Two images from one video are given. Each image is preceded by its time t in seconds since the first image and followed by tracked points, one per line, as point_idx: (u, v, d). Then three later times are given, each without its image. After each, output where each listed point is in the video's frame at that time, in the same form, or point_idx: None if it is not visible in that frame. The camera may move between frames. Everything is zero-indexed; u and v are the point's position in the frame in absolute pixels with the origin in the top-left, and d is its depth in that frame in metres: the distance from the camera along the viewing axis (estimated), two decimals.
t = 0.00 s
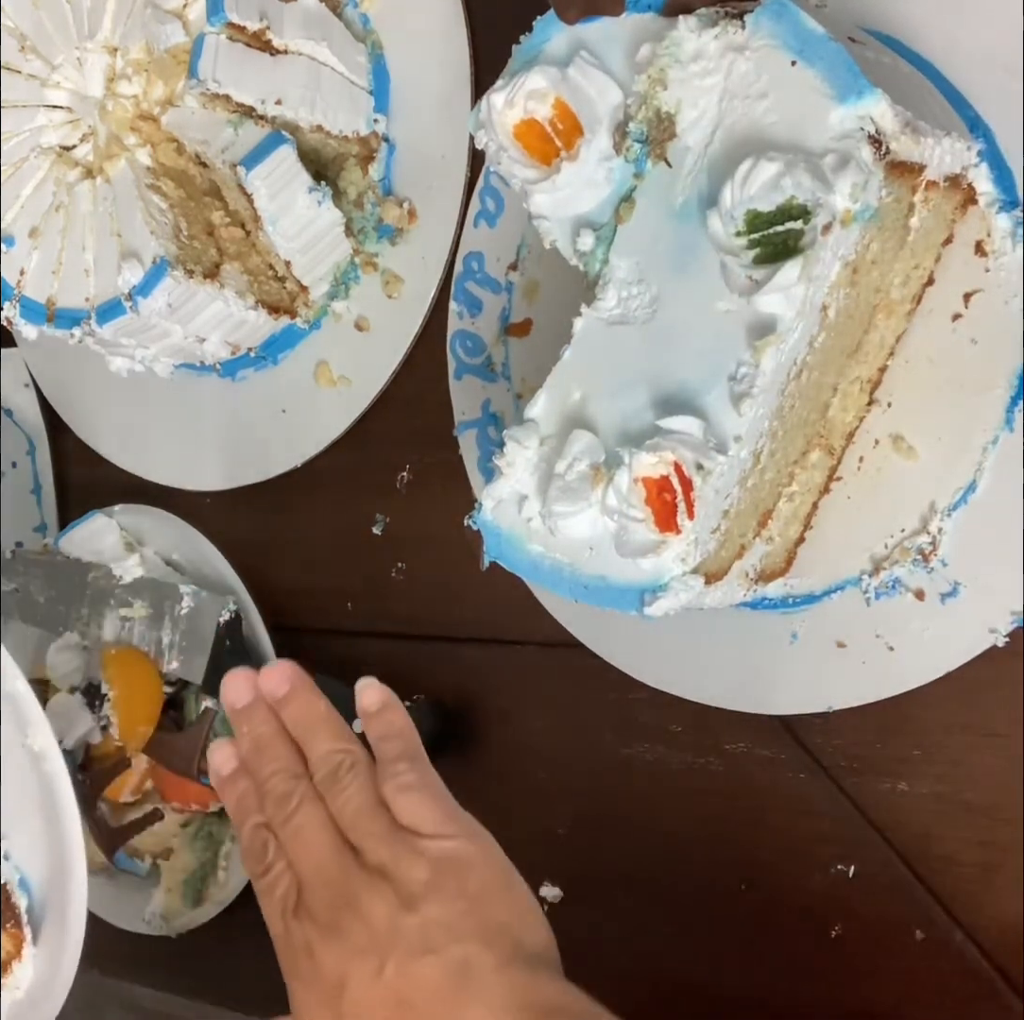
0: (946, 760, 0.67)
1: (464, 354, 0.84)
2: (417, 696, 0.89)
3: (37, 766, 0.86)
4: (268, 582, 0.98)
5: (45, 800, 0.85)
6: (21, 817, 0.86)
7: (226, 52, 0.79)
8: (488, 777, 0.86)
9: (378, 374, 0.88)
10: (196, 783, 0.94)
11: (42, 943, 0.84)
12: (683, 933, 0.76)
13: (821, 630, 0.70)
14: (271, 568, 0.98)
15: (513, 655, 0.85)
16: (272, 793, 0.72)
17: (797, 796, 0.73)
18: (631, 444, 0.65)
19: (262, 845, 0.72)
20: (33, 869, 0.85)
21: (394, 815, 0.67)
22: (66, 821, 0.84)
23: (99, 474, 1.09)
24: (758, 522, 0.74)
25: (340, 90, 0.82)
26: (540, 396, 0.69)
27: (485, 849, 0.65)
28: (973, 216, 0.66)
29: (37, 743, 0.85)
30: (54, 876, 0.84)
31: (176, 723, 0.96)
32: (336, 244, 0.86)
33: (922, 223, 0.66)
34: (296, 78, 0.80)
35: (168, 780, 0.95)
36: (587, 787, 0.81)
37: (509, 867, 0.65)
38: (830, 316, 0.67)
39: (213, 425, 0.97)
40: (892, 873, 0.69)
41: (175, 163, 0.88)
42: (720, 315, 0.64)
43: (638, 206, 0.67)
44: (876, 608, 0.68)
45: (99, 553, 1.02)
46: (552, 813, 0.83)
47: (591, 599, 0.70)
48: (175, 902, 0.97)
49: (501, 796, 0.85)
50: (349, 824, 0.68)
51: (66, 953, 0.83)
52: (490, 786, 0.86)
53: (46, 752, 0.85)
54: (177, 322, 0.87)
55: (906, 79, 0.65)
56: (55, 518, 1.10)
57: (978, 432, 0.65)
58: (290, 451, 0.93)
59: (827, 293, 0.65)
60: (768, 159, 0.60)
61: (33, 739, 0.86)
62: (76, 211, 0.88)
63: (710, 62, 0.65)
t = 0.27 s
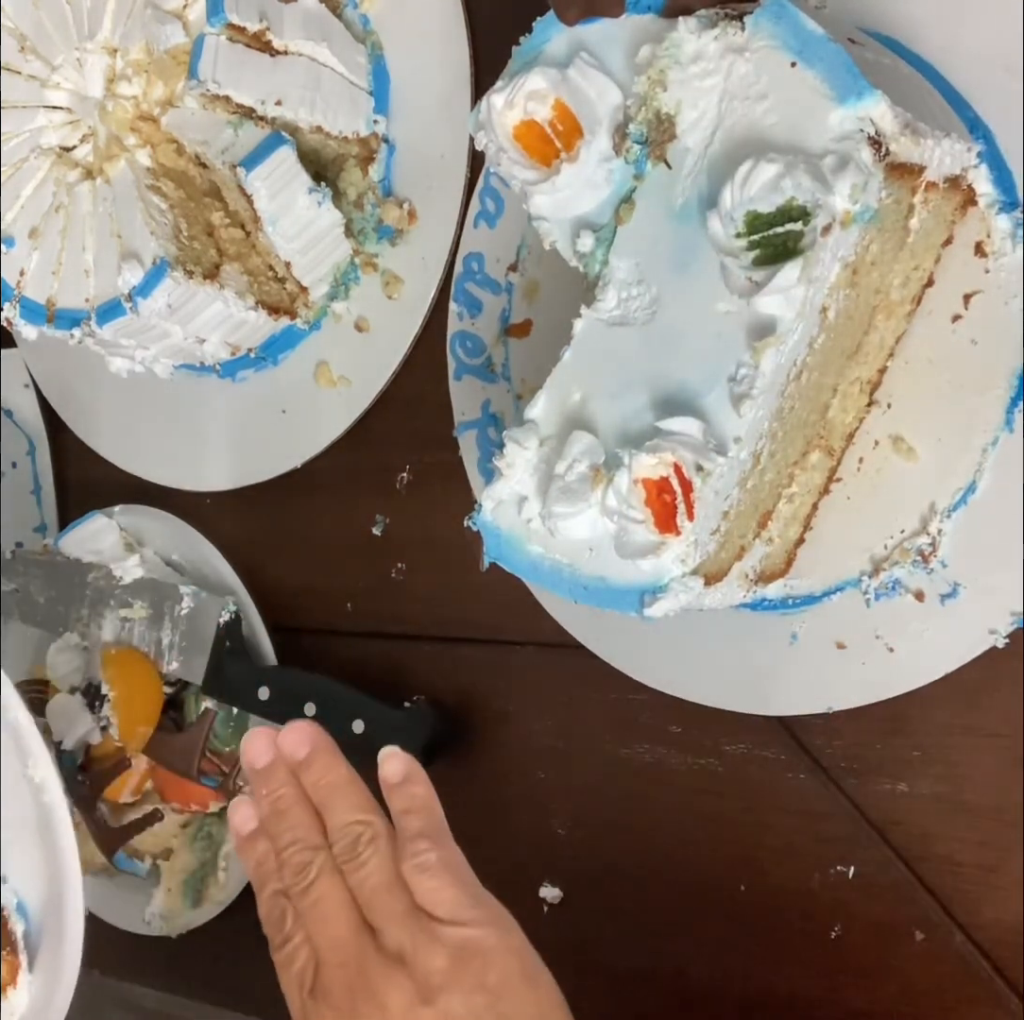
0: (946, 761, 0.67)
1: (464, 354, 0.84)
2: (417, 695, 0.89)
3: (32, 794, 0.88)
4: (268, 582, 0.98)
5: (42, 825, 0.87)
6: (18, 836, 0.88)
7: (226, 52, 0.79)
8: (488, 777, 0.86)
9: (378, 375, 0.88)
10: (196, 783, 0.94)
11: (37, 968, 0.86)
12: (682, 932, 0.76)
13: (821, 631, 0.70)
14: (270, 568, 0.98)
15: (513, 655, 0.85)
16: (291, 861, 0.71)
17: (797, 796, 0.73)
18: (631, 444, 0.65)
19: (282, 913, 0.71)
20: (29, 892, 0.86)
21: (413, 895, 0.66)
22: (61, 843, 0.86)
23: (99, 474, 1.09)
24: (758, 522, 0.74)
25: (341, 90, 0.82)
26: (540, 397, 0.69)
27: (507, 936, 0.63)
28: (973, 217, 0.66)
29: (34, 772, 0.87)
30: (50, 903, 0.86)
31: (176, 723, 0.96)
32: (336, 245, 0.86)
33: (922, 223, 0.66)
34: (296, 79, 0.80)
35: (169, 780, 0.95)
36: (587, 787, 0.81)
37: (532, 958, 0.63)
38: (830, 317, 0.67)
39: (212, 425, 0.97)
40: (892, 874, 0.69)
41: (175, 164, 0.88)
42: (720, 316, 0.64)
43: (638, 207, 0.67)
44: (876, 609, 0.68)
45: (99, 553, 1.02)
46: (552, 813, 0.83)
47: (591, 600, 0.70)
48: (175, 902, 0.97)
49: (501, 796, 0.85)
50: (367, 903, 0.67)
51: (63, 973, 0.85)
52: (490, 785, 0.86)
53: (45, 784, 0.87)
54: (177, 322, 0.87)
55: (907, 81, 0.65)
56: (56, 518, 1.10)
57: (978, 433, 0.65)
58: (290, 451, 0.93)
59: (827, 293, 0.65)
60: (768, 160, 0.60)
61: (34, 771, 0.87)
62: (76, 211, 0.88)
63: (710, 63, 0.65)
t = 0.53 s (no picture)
0: (946, 761, 0.67)
1: (464, 354, 0.84)
2: (417, 695, 0.89)
3: None
4: (268, 582, 0.98)
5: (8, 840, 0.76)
6: None
7: (226, 52, 0.79)
8: (488, 777, 0.86)
9: (378, 374, 0.88)
10: (196, 783, 0.94)
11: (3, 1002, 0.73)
12: (683, 933, 0.76)
13: (821, 631, 0.70)
14: (270, 568, 0.98)
15: (513, 654, 0.85)
16: (266, 898, 0.70)
17: (797, 797, 0.73)
18: (631, 445, 0.65)
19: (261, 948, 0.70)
20: None
21: (393, 937, 0.65)
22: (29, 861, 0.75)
23: (99, 474, 1.09)
24: (758, 522, 0.74)
25: (340, 90, 0.82)
26: (540, 397, 0.69)
27: (490, 982, 0.63)
28: (973, 217, 0.66)
29: None
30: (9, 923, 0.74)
31: (176, 723, 0.96)
32: (336, 245, 0.86)
33: (922, 224, 0.66)
34: (296, 79, 0.80)
35: (169, 780, 0.95)
36: (587, 787, 0.81)
37: (517, 1005, 0.63)
38: (830, 317, 0.67)
39: (212, 425, 0.97)
40: (892, 874, 0.69)
41: (175, 164, 0.88)
42: (720, 316, 0.64)
43: (638, 207, 0.67)
44: (876, 609, 0.68)
45: (99, 553, 1.02)
46: (552, 813, 0.83)
47: (591, 600, 0.70)
48: (175, 902, 0.97)
49: (501, 796, 0.85)
50: (347, 944, 0.66)
51: (39, 1011, 0.73)
52: (490, 785, 0.86)
53: None
54: (177, 322, 0.87)
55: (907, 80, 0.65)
56: (56, 518, 1.10)
57: (978, 433, 0.65)
58: (290, 451, 0.93)
59: (827, 294, 0.65)
60: (768, 160, 0.60)
61: None
62: (76, 211, 0.88)
63: (710, 63, 0.65)
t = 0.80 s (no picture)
0: (945, 761, 0.67)
1: (464, 354, 0.84)
2: (417, 695, 0.89)
3: None
4: (268, 582, 0.98)
5: None
6: None
7: (226, 52, 0.79)
8: (488, 777, 0.86)
9: (378, 374, 0.88)
10: (196, 783, 0.93)
11: None
12: (682, 932, 0.76)
13: (821, 630, 0.70)
14: (270, 568, 0.98)
15: (513, 654, 0.85)
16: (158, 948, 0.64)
17: (797, 796, 0.73)
18: (631, 444, 0.65)
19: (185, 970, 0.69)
20: None
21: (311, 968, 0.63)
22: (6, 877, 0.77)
23: (98, 474, 1.09)
24: (758, 522, 0.74)
25: (341, 90, 0.82)
26: (540, 397, 0.69)
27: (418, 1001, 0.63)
28: (973, 217, 0.66)
29: None
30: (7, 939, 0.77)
31: (176, 723, 0.97)
32: (336, 245, 0.86)
33: (922, 223, 0.66)
34: (296, 79, 0.80)
35: (170, 779, 0.95)
36: (587, 787, 0.81)
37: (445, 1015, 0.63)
38: (830, 317, 0.67)
39: (212, 425, 0.97)
40: (892, 874, 0.69)
41: (175, 163, 0.88)
42: (720, 315, 0.64)
43: (638, 207, 0.67)
44: (877, 609, 0.68)
45: (99, 553, 1.02)
46: (552, 813, 0.83)
47: (592, 600, 0.70)
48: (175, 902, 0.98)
49: (501, 796, 0.85)
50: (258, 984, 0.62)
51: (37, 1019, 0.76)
52: (490, 785, 0.86)
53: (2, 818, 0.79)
54: (178, 322, 0.87)
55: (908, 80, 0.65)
56: (56, 518, 1.10)
57: (978, 433, 0.65)
58: (290, 451, 0.93)
59: (827, 293, 0.65)
60: (768, 160, 0.60)
61: None
62: (76, 211, 0.88)
63: (710, 63, 0.65)
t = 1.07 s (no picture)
0: (945, 760, 0.67)
1: (464, 354, 0.84)
2: (417, 695, 0.89)
3: None
4: (268, 582, 0.98)
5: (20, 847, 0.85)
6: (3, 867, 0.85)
7: (226, 53, 0.79)
8: (488, 777, 0.86)
9: (378, 374, 0.88)
10: (196, 783, 0.92)
11: None
12: (682, 933, 0.76)
13: (822, 630, 0.70)
14: (270, 568, 0.98)
15: (513, 654, 0.85)
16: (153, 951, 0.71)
17: (798, 796, 0.73)
18: (631, 444, 0.65)
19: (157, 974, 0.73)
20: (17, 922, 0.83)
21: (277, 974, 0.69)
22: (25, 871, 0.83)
23: (98, 474, 1.08)
24: (758, 522, 0.74)
25: (341, 90, 0.82)
26: (540, 397, 0.69)
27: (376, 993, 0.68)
28: (973, 217, 0.66)
29: None
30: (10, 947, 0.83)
31: (176, 723, 0.97)
32: (336, 245, 0.86)
33: (922, 223, 0.66)
34: (296, 79, 0.80)
35: (168, 780, 0.94)
36: (587, 787, 0.81)
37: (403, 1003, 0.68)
38: (830, 317, 0.67)
39: (212, 425, 0.97)
40: (892, 874, 0.69)
41: (175, 163, 0.88)
42: (720, 315, 0.64)
43: (638, 206, 0.67)
44: (877, 608, 0.68)
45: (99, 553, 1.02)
46: (552, 814, 0.83)
47: (592, 599, 0.70)
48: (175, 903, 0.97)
49: (501, 796, 0.85)
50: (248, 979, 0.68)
51: None
52: (490, 785, 0.86)
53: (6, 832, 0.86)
54: (178, 322, 0.87)
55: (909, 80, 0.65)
56: (56, 518, 1.10)
57: (978, 433, 0.65)
58: (290, 451, 0.93)
59: (827, 293, 0.65)
60: (768, 160, 0.60)
61: None
62: (76, 211, 0.88)
63: (710, 63, 0.65)
